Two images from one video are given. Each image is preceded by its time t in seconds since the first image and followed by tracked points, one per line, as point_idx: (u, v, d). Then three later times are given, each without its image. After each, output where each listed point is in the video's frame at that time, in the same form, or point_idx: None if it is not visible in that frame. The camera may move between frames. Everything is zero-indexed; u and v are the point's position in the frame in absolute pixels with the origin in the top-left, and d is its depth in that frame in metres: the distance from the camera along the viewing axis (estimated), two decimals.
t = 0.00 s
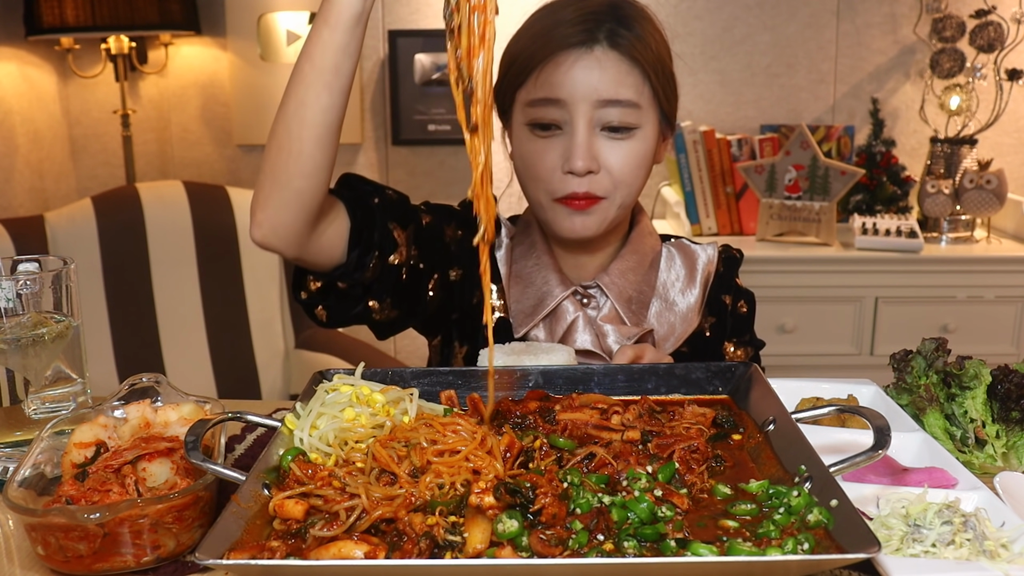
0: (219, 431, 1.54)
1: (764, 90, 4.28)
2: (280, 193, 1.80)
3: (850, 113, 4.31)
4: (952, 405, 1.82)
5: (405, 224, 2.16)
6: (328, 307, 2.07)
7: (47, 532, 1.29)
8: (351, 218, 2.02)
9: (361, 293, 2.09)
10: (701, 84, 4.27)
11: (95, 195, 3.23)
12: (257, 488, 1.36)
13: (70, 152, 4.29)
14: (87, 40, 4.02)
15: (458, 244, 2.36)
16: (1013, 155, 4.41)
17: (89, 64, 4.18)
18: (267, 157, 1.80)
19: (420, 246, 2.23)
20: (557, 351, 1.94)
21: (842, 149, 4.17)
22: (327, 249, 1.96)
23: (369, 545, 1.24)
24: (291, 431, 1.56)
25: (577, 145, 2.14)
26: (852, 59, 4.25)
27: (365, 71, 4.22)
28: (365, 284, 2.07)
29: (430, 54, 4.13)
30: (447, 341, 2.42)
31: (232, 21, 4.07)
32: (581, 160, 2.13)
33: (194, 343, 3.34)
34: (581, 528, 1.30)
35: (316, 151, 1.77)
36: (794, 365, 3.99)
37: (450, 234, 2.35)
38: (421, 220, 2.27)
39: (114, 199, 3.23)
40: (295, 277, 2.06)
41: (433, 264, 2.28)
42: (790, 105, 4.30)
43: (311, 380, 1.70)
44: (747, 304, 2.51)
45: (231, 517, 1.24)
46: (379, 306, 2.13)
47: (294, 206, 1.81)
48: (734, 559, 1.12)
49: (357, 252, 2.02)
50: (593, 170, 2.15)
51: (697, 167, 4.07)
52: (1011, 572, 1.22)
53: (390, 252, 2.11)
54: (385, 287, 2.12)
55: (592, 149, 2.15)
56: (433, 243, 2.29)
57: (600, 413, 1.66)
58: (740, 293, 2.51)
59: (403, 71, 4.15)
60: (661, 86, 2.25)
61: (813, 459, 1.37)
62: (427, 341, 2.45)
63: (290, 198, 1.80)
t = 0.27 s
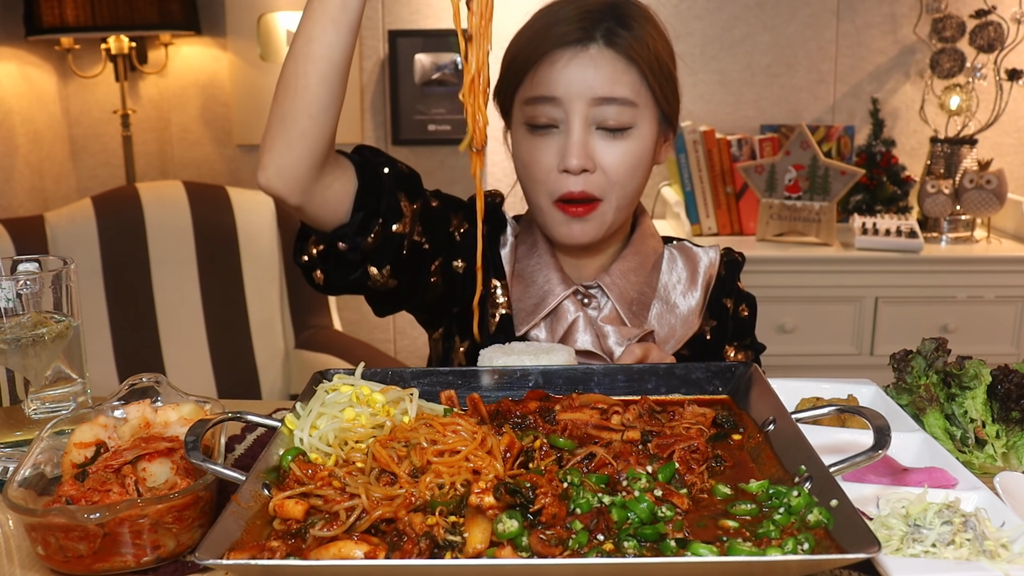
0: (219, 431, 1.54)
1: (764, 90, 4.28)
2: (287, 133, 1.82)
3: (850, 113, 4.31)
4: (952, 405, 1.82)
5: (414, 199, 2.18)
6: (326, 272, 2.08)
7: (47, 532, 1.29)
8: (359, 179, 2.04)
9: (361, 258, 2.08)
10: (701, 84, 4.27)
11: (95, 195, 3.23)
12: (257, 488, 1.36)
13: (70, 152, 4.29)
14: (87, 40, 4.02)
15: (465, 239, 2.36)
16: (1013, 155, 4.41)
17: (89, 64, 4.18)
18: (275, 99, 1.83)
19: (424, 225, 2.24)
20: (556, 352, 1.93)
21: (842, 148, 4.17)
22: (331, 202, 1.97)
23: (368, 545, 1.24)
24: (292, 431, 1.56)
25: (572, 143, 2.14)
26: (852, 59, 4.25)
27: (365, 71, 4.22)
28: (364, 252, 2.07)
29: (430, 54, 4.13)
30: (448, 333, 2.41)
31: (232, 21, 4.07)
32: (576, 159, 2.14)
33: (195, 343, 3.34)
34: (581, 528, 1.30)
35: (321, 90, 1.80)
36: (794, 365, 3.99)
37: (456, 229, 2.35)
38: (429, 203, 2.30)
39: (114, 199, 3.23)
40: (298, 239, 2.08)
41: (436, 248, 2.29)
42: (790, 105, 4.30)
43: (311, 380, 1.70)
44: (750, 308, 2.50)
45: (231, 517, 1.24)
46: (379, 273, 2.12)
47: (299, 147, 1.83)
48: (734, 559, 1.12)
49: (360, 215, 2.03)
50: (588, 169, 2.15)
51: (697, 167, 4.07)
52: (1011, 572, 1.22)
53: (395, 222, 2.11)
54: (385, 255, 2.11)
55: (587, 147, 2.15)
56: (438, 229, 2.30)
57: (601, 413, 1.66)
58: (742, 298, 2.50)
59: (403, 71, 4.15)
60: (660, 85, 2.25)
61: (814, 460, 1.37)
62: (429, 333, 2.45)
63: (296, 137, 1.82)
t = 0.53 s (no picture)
0: (219, 431, 1.54)
1: (764, 90, 4.28)
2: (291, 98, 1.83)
3: (850, 113, 4.31)
4: (952, 405, 1.82)
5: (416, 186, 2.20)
6: (323, 249, 2.08)
7: (47, 532, 1.29)
8: (362, 156, 2.04)
9: (357, 236, 2.09)
10: (701, 84, 4.27)
11: (95, 195, 3.23)
12: (257, 488, 1.36)
13: (70, 152, 4.28)
14: (87, 40, 4.02)
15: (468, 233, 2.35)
16: (1013, 155, 4.41)
17: (89, 64, 4.18)
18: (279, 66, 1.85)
19: (425, 212, 2.25)
20: (556, 352, 1.93)
21: (842, 148, 4.17)
22: (330, 171, 1.97)
23: (368, 545, 1.24)
24: (291, 431, 1.56)
25: (570, 141, 2.14)
26: (852, 59, 4.25)
27: (365, 71, 4.22)
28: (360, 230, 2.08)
29: (430, 54, 4.13)
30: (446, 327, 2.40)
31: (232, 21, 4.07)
32: (574, 156, 2.13)
33: (195, 343, 3.34)
34: (581, 528, 1.30)
35: (323, 57, 1.80)
36: (794, 365, 3.99)
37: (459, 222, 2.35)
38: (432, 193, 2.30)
39: (114, 199, 3.23)
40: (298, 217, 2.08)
41: (436, 237, 2.29)
42: (790, 105, 4.30)
43: (311, 380, 1.70)
44: (750, 310, 2.50)
45: (231, 517, 1.24)
46: (373, 252, 2.13)
47: (300, 113, 1.83)
48: (734, 559, 1.12)
49: (358, 191, 2.03)
50: (586, 167, 2.15)
51: (697, 167, 4.06)
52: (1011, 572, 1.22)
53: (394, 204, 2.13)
54: (381, 234, 2.12)
55: (585, 145, 2.15)
56: (439, 220, 2.30)
57: (601, 413, 1.66)
58: (743, 299, 2.50)
59: (403, 71, 4.15)
60: (660, 86, 2.24)
61: (814, 459, 1.37)
62: (429, 328, 2.44)
63: (297, 103, 1.83)
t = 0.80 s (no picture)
0: (219, 431, 1.54)
1: (764, 90, 4.28)
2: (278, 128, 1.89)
3: (850, 113, 4.31)
4: (952, 405, 1.82)
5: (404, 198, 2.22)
6: (319, 268, 2.14)
7: (47, 532, 1.29)
8: (346, 177, 2.11)
9: (349, 254, 2.14)
10: (701, 84, 4.27)
11: (95, 195, 3.23)
12: (257, 487, 1.36)
13: (70, 152, 4.28)
14: (87, 40, 4.02)
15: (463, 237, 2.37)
16: (1013, 155, 4.41)
17: (89, 64, 4.18)
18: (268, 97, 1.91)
19: (417, 224, 2.27)
20: (555, 352, 1.93)
21: (842, 148, 4.17)
22: (316, 196, 2.04)
23: (369, 545, 1.24)
24: (292, 431, 1.56)
25: (569, 143, 2.14)
26: (852, 59, 4.25)
27: (365, 71, 4.22)
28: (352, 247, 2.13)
29: (430, 54, 4.13)
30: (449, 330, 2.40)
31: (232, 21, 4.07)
32: (573, 158, 2.14)
33: (195, 343, 3.34)
34: (581, 528, 1.30)
35: (312, 89, 1.87)
36: (794, 365, 3.99)
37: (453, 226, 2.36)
38: (423, 201, 2.31)
39: (114, 199, 3.23)
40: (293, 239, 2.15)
41: (431, 245, 2.31)
42: (790, 105, 4.30)
43: (311, 380, 1.70)
44: (750, 311, 2.50)
45: (231, 517, 1.24)
46: (365, 268, 2.18)
47: (287, 141, 1.90)
48: (734, 559, 1.12)
49: (346, 211, 2.10)
50: (585, 168, 2.16)
51: (697, 167, 4.06)
52: (1011, 572, 1.22)
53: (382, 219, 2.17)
54: (372, 250, 2.17)
55: (584, 147, 2.15)
56: (433, 227, 2.31)
57: (601, 413, 1.66)
58: (743, 301, 2.50)
59: (403, 71, 4.15)
60: (659, 87, 2.24)
61: (814, 459, 1.37)
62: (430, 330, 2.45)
63: (284, 132, 1.89)
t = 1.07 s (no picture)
0: (219, 431, 1.54)
1: (764, 90, 4.28)
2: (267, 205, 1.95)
3: (850, 113, 4.31)
4: (952, 405, 1.82)
5: (387, 234, 2.22)
6: (321, 319, 2.17)
7: (47, 532, 1.29)
8: (330, 230, 2.13)
9: (345, 302, 2.16)
10: (701, 84, 4.27)
11: (95, 195, 3.23)
12: (257, 487, 1.36)
13: (70, 152, 4.29)
14: (87, 40, 4.02)
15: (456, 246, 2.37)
16: (1013, 155, 4.41)
17: (89, 64, 4.18)
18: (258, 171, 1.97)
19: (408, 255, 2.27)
20: (554, 352, 1.94)
21: (842, 148, 4.17)
22: (305, 260, 2.08)
23: (369, 545, 1.24)
24: (292, 431, 1.56)
25: (568, 139, 2.15)
26: (852, 59, 4.25)
27: (365, 71, 4.22)
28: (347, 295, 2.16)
29: (430, 54, 4.13)
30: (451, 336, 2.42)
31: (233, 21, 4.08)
32: (571, 154, 2.15)
33: (195, 343, 3.34)
34: (581, 528, 1.30)
35: (305, 170, 1.93)
36: (794, 365, 4.00)
37: (444, 239, 2.37)
38: (409, 223, 2.30)
39: (114, 199, 3.23)
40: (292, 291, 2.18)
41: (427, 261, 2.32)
42: (790, 105, 4.30)
43: (311, 380, 1.70)
44: (750, 312, 2.48)
45: (231, 517, 1.24)
46: (363, 313, 2.20)
47: (277, 217, 1.95)
48: (734, 559, 1.12)
49: (336, 263, 2.13)
50: (583, 165, 2.16)
51: (697, 167, 4.06)
52: (1011, 572, 1.22)
53: (371, 263, 2.17)
54: (367, 296, 2.18)
55: (583, 144, 2.16)
56: (423, 246, 2.31)
57: (601, 413, 1.66)
58: (743, 301, 2.48)
59: (403, 71, 4.15)
60: (661, 87, 2.24)
61: (814, 459, 1.37)
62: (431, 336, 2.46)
63: (276, 208, 1.94)
